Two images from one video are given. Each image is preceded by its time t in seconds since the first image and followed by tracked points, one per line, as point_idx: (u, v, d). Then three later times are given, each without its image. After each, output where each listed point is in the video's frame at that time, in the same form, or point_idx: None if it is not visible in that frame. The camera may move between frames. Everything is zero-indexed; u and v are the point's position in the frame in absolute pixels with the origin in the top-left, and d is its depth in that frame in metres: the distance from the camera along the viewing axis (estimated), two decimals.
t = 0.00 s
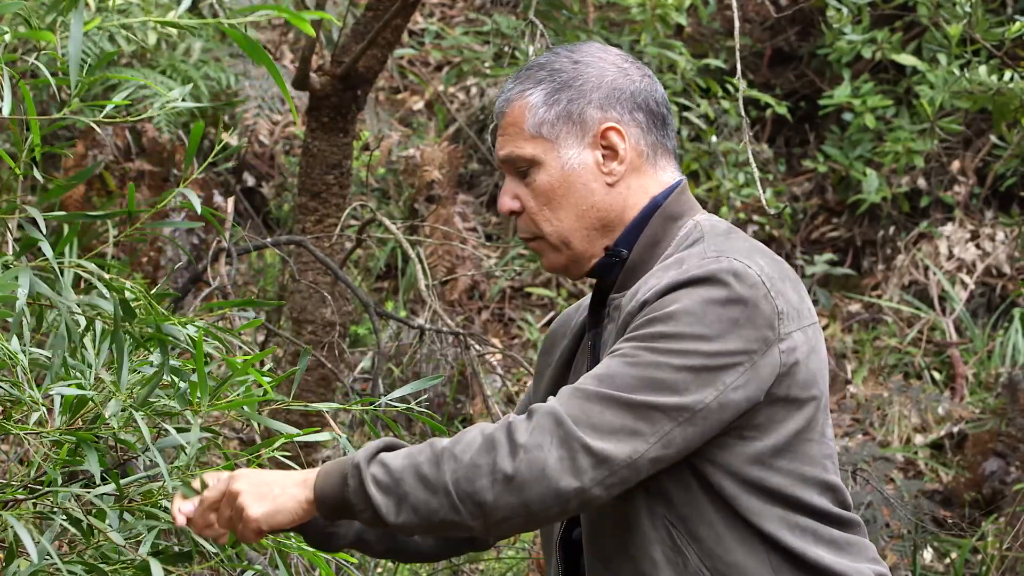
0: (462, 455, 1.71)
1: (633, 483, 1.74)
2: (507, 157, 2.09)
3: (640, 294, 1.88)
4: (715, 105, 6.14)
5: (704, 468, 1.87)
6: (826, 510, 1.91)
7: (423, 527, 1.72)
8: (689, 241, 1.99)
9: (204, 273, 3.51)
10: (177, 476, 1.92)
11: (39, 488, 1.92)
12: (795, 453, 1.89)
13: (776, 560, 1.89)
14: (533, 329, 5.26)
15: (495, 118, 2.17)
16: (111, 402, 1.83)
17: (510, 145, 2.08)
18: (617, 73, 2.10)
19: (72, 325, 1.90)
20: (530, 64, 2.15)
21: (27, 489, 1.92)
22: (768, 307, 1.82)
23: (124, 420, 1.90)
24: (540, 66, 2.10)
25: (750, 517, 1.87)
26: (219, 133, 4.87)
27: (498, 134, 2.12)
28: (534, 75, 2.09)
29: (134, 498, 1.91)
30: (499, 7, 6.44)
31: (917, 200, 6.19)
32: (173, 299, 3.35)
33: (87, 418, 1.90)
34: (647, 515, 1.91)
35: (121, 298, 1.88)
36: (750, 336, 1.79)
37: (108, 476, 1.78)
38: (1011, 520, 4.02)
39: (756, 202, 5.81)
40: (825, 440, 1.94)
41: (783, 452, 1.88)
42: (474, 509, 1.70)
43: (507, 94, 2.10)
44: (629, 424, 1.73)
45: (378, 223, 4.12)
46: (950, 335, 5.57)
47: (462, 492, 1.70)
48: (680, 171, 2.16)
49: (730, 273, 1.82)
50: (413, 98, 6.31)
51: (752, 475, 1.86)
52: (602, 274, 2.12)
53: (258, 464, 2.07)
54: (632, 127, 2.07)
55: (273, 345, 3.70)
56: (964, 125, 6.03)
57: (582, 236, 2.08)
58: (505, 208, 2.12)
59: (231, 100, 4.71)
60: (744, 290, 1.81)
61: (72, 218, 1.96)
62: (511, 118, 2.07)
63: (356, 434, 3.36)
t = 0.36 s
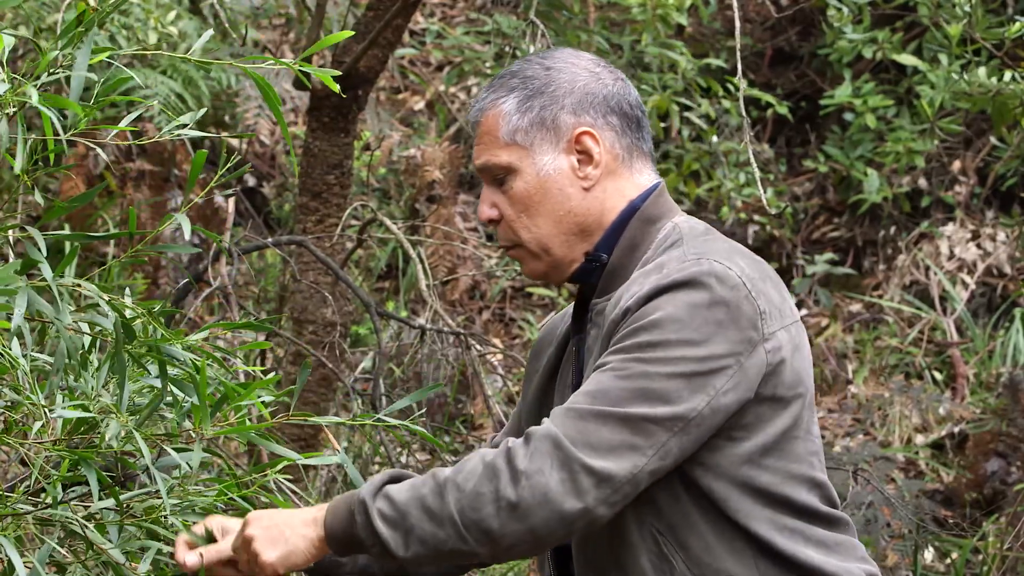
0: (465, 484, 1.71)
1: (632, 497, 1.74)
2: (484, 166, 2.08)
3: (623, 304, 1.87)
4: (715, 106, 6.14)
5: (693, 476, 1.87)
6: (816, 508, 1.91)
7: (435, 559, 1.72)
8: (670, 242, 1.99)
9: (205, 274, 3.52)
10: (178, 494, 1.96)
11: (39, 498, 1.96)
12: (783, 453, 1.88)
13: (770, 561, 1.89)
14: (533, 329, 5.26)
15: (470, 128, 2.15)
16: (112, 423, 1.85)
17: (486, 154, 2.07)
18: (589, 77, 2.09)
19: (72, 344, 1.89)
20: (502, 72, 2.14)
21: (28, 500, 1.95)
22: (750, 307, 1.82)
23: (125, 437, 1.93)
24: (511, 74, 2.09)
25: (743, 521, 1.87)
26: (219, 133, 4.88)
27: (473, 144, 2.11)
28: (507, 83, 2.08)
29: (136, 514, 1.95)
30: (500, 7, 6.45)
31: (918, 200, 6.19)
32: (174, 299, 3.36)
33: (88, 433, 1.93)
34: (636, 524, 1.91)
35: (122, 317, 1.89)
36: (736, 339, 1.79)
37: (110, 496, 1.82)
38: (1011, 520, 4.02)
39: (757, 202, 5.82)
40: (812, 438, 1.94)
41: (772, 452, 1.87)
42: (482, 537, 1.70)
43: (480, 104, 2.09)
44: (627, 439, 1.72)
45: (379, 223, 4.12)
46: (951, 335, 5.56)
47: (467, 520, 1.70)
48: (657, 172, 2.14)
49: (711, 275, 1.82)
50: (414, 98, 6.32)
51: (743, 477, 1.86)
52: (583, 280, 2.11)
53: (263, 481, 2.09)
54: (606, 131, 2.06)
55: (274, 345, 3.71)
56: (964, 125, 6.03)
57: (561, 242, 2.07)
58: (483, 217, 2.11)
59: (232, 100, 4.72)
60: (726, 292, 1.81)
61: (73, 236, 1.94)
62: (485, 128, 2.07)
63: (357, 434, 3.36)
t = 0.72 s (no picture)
0: (462, 484, 1.66)
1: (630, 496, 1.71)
2: (472, 166, 2.07)
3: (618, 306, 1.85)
4: (716, 105, 6.14)
5: (690, 473, 1.85)
6: (810, 503, 1.91)
7: (431, 560, 1.67)
8: (663, 242, 1.98)
9: (205, 274, 3.52)
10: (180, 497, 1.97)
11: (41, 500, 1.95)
12: (776, 448, 1.88)
13: (765, 556, 1.88)
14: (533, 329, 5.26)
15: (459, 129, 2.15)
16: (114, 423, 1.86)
17: (475, 154, 2.06)
18: (577, 78, 2.09)
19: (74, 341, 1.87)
20: (491, 73, 2.14)
21: (30, 504, 1.95)
22: (743, 306, 1.81)
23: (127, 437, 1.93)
24: (501, 75, 2.09)
25: (737, 516, 1.86)
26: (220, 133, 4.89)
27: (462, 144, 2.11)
28: (497, 84, 2.08)
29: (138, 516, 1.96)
30: (500, 7, 6.45)
31: (919, 200, 6.19)
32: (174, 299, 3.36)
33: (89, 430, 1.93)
34: (631, 522, 1.89)
35: (122, 313, 1.88)
36: (729, 338, 1.78)
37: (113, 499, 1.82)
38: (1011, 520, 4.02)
39: (758, 201, 5.82)
40: (805, 434, 1.93)
41: (766, 447, 1.87)
42: (480, 537, 1.65)
43: (469, 104, 2.09)
44: (624, 438, 1.69)
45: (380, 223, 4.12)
46: (951, 335, 5.56)
47: (463, 520, 1.65)
48: (646, 174, 2.14)
49: (704, 275, 1.81)
50: (414, 98, 6.32)
51: (737, 472, 1.85)
52: (571, 280, 2.10)
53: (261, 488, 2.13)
54: (595, 131, 2.06)
55: (274, 344, 3.71)
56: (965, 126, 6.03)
57: (549, 242, 2.06)
58: (472, 217, 2.10)
59: (232, 100, 4.72)
60: (719, 291, 1.81)
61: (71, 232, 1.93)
62: (473, 128, 2.06)
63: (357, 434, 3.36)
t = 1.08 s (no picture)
0: (392, 439, 1.75)
1: (568, 462, 1.73)
2: (466, 170, 2.08)
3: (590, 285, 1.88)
4: (716, 105, 6.15)
5: (666, 460, 1.84)
6: (792, 495, 1.87)
7: (365, 516, 1.74)
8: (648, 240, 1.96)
9: (206, 274, 3.52)
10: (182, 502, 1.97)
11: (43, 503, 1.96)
12: (750, 440, 1.85)
13: (741, 547, 1.84)
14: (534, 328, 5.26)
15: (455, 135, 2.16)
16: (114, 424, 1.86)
17: (466, 160, 2.07)
18: (568, 83, 2.07)
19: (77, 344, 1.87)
20: (486, 79, 2.14)
21: (31, 508, 1.96)
22: (714, 299, 1.78)
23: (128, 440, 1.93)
24: (493, 80, 2.09)
25: (708, 502, 1.84)
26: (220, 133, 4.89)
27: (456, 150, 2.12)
28: (488, 90, 2.08)
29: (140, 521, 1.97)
30: (501, 7, 6.45)
31: (919, 200, 6.18)
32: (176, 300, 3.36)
33: (91, 432, 1.93)
34: (612, 506, 1.88)
35: (127, 319, 1.88)
36: (690, 326, 1.76)
37: (115, 503, 1.82)
38: (1011, 521, 4.02)
39: (759, 201, 5.81)
40: (787, 431, 1.89)
41: (740, 437, 1.84)
42: (408, 488, 1.72)
43: (462, 110, 2.09)
44: (561, 402, 1.72)
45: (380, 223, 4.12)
46: (951, 335, 5.56)
47: (393, 474, 1.73)
48: (641, 176, 2.11)
49: (672, 266, 1.79)
50: (415, 98, 6.33)
51: (709, 460, 1.83)
52: (565, 283, 2.09)
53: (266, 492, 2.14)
54: (584, 137, 2.03)
55: (274, 344, 3.71)
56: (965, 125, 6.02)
57: (540, 247, 2.05)
58: (466, 222, 2.11)
59: (232, 100, 4.72)
60: (689, 283, 1.78)
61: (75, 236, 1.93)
62: (465, 135, 2.07)
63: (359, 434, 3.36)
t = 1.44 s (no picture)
0: (428, 483, 1.68)
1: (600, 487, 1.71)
2: (473, 165, 2.06)
3: (594, 295, 1.85)
4: (716, 105, 6.15)
5: (673, 465, 1.83)
6: (796, 494, 1.88)
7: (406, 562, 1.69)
8: (653, 237, 1.95)
9: (206, 275, 3.51)
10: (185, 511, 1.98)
11: (46, 510, 1.96)
12: (759, 441, 1.85)
13: (750, 551, 1.85)
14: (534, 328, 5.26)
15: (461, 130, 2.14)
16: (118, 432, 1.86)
17: (474, 154, 2.05)
18: (577, 78, 2.07)
19: (83, 356, 1.87)
20: (493, 74, 2.12)
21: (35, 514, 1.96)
22: (723, 298, 1.78)
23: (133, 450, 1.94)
24: (502, 75, 2.08)
25: (720, 509, 1.83)
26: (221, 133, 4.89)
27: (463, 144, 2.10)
28: (496, 84, 2.07)
29: (144, 529, 1.98)
30: (501, 7, 6.45)
31: (919, 200, 6.18)
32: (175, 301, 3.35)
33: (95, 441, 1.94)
34: (617, 514, 1.87)
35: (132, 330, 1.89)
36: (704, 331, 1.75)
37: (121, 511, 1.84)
38: (1010, 520, 4.02)
39: (759, 201, 5.81)
40: (792, 428, 1.90)
41: (749, 438, 1.84)
42: (450, 533, 1.68)
43: (470, 104, 2.08)
44: (593, 429, 1.69)
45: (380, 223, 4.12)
46: (951, 335, 5.56)
47: (435, 520, 1.67)
48: (647, 174, 2.11)
49: (681, 268, 1.78)
50: (415, 98, 6.33)
51: (718, 462, 1.83)
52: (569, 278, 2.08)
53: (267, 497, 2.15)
54: (593, 132, 2.03)
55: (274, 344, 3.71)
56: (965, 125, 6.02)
57: (547, 242, 2.04)
58: (472, 215, 2.09)
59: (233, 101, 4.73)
60: (698, 284, 1.77)
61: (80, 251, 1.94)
62: (473, 128, 2.05)
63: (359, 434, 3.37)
